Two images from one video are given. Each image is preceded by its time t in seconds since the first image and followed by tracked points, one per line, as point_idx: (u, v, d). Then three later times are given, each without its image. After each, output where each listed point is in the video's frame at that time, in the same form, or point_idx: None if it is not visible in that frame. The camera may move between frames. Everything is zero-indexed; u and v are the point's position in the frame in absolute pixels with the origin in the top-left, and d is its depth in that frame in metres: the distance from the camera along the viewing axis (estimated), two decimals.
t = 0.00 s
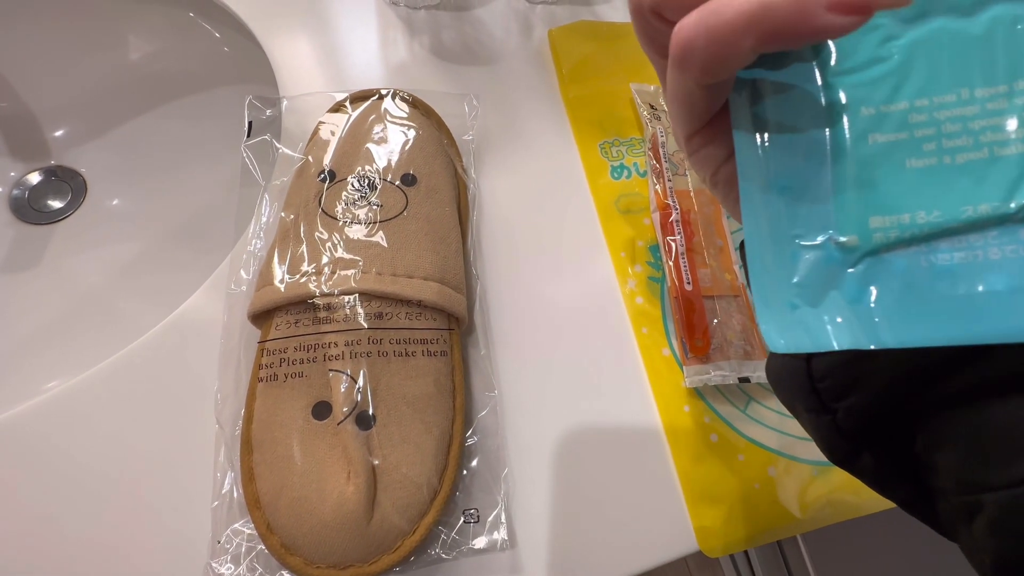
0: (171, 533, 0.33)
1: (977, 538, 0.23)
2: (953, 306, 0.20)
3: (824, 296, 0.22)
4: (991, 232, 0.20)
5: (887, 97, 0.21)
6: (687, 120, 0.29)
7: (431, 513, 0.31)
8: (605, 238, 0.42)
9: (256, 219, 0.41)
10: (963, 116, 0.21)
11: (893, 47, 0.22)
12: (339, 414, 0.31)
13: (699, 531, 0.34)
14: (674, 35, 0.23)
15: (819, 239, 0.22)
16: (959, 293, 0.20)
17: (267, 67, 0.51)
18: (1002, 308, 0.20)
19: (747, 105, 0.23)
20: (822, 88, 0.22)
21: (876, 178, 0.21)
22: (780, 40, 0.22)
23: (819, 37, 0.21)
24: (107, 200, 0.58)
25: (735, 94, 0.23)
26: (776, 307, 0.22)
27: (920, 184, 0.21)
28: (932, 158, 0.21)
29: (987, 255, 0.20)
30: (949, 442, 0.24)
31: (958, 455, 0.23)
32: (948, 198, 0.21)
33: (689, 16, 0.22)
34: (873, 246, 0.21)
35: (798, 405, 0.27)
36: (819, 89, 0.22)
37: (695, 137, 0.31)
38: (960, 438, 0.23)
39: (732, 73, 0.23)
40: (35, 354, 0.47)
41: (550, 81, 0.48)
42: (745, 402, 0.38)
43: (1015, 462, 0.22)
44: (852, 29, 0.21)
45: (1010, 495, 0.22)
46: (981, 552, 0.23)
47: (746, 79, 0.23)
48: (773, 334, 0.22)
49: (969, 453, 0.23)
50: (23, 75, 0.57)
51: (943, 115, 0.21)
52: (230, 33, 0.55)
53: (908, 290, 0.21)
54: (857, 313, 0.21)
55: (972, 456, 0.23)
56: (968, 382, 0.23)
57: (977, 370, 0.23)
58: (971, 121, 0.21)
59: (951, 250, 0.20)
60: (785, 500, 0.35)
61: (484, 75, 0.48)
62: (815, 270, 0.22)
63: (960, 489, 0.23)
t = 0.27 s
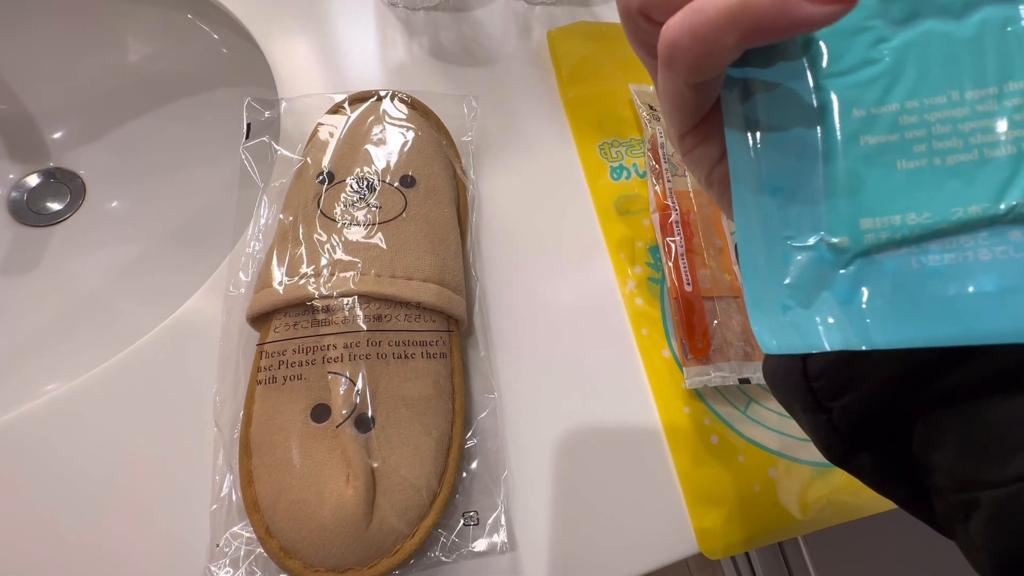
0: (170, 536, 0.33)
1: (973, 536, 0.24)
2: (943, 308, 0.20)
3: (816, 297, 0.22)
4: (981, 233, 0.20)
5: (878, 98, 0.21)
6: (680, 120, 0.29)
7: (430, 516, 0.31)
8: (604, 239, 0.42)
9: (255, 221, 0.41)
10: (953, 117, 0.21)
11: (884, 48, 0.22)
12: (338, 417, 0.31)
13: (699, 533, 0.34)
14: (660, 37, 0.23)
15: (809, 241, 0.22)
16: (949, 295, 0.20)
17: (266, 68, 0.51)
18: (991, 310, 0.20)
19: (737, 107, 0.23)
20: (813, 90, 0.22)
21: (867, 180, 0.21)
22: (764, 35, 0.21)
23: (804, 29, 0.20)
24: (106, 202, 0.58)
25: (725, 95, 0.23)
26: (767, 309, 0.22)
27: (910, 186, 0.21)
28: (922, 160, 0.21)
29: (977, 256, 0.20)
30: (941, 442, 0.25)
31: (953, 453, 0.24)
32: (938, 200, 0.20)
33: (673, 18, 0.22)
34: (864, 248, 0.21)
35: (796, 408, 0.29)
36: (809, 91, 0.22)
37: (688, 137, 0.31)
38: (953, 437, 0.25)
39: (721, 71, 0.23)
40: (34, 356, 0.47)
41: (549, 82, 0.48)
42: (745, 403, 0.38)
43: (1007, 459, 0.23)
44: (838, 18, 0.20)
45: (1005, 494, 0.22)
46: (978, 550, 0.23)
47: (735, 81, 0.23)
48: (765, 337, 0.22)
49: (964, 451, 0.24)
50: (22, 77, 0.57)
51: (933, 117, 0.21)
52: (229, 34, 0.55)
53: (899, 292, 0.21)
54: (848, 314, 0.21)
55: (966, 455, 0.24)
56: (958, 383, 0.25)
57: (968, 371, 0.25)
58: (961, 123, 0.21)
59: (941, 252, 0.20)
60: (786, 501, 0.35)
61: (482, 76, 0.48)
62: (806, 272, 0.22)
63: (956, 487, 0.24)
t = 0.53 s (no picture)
0: (163, 542, 0.32)
1: (973, 533, 0.24)
2: (940, 314, 0.20)
3: (808, 303, 0.22)
4: (980, 238, 0.20)
5: (877, 99, 0.21)
6: (674, 119, 0.29)
7: (424, 522, 0.31)
8: (600, 241, 0.42)
9: (249, 224, 0.41)
10: (955, 117, 0.20)
11: (885, 46, 0.22)
12: (331, 422, 0.30)
13: (695, 538, 0.33)
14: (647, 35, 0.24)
15: (804, 245, 0.22)
16: (946, 300, 0.20)
17: (261, 71, 0.51)
18: (989, 317, 0.20)
19: (732, 107, 0.23)
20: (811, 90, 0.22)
21: (864, 183, 0.21)
22: (749, 32, 0.21)
23: (790, 24, 0.20)
24: (101, 206, 0.58)
25: (718, 95, 0.23)
26: (760, 313, 0.22)
27: (908, 189, 0.21)
28: (921, 162, 0.21)
29: (976, 262, 0.20)
30: (941, 441, 0.25)
31: (953, 452, 0.24)
32: (936, 203, 0.20)
33: (660, 17, 0.23)
34: (860, 252, 0.21)
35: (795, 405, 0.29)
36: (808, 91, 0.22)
37: (682, 136, 0.31)
38: (952, 436, 0.24)
39: (711, 68, 0.23)
40: (27, 361, 0.46)
41: (545, 84, 0.48)
42: (742, 407, 0.38)
43: (1006, 458, 0.23)
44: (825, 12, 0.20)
45: (1005, 493, 0.22)
46: (978, 548, 0.23)
47: (729, 81, 0.23)
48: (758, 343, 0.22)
49: (963, 450, 0.24)
50: (16, 80, 0.57)
51: (934, 118, 0.21)
52: (223, 37, 0.55)
53: (895, 297, 0.21)
54: (843, 320, 0.21)
55: (966, 453, 0.24)
56: (959, 382, 0.25)
57: (968, 370, 0.24)
58: (963, 124, 0.20)
59: (938, 257, 0.20)
60: (783, 505, 0.35)
61: (478, 78, 0.48)
62: (801, 276, 0.22)
63: (956, 486, 0.24)
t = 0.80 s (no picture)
0: (155, 543, 0.32)
1: (964, 530, 0.24)
2: (916, 327, 0.20)
3: (786, 311, 0.21)
4: (957, 252, 0.20)
5: (863, 110, 0.21)
6: (664, 122, 0.29)
7: (416, 522, 0.30)
8: (594, 242, 0.42)
9: (242, 224, 0.41)
10: (938, 132, 0.20)
11: (874, 57, 0.21)
12: (323, 422, 0.30)
13: (689, 538, 0.33)
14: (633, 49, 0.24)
15: (785, 252, 0.22)
16: (921, 313, 0.20)
17: (255, 70, 0.51)
18: (963, 331, 0.19)
19: (719, 117, 0.23)
20: (800, 100, 0.22)
21: (846, 194, 0.21)
22: (730, 45, 0.21)
23: (769, 37, 0.21)
24: (97, 206, 0.58)
25: (706, 103, 0.23)
26: (740, 319, 0.21)
27: (889, 200, 0.21)
28: (904, 175, 0.21)
29: (951, 275, 0.20)
30: (932, 439, 0.25)
31: (944, 448, 0.24)
32: (917, 216, 0.20)
33: (641, 33, 0.23)
34: (839, 262, 0.21)
35: (789, 404, 0.29)
36: (796, 101, 0.22)
37: (672, 142, 0.31)
38: (944, 433, 0.25)
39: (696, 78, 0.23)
40: (22, 361, 0.46)
41: (539, 83, 0.48)
42: (736, 406, 0.37)
43: (997, 451, 0.23)
44: (803, 24, 0.20)
45: (997, 489, 0.23)
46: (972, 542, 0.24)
47: (716, 92, 0.23)
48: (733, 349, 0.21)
49: (954, 448, 0.24)
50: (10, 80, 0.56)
51: (918, 131, 0.21)
52: (218, 36, 0.55)
53: (871, 309, 0.20)
54: (819, 329, 0.21)
55: (957, 450, 0.24)
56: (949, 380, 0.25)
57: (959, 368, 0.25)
58: (946, 139, 0.20)
59: (915, 269, 0.20)
60: (777, 504, 0.35)
61: (472, 77, 0.48)
62: (780, 284, 0.21)
63: (947, 481, 0.24)
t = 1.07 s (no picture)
0: (145, 543, 0.32)
1: (964, 526, 0.24)
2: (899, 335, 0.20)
3: (773, 316, 0.21)
4: (944, 264, 0.20)
5: (861, 116, 0.21)
6: (662, 123, 0.29)
7: (408, 522, 0.30)
8: (589, 240, 0.42)
9: (234, 223, 0.41)
10: (935, 142, 0.20)
11: (875, 61, 0.21)
12: (314, 421, 0.30)
13: (684, 537, 0.33)
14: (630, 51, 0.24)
15: (774, 257, 0.22)
16: (906, 322, 0.20)
17: (248, 68, 0.51)
18: (946, 342, 0.19)
19: (715, 124, 0.23)
20: (798, 103, 0.22)
21: (838, 200, 0.21)
22: (727, 49, 0.21)
23: (768, 40, 0.20)
24: (91, 205, 0.57)
25: (705, 110, 0.23)
26: (727, 322, 0.21)
27: (881, 209, 0.21)
28: (897, 184, 0.20)
29: (937, 286, 0.20)
30: (931, 437, 0.25)
31: (943, 446, 0.25)
32: (907, 225, 0.20)
33: (637, 34, 0.23)
34: (827, 269, 0.21)
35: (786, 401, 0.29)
36: (793, 104, 0.22)
37: (669, 143, 0.31)
38: (944, 430, 0.25)
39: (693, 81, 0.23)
40: (15, 361, 0.46)
41: (533, 81, 0.48)
42: (731, 405, 0.37)
43: (997, 449, 0.24)
44: (802, 26, 0.20)
45: (996, 485, 0.23)
46: (972, 538, 0.24)
47: (714, 96, 0.23)
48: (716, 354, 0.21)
49: (953, 445, 0.25)
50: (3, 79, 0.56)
51: (914, 139, 0.20)
52: (211, 35, 0.55)
53: (858, 316, 0.20)
54: (805, 334, 0.21)
55: (955, 448, 0.25)
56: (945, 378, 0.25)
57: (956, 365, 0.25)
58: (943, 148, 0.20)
59: (902, 278, 0.20)
60: (772, 503, 0.34)
61: (466, 76, 0.48)
62: (768, 289, 0.21)
63: (946, 478, 0.25)
